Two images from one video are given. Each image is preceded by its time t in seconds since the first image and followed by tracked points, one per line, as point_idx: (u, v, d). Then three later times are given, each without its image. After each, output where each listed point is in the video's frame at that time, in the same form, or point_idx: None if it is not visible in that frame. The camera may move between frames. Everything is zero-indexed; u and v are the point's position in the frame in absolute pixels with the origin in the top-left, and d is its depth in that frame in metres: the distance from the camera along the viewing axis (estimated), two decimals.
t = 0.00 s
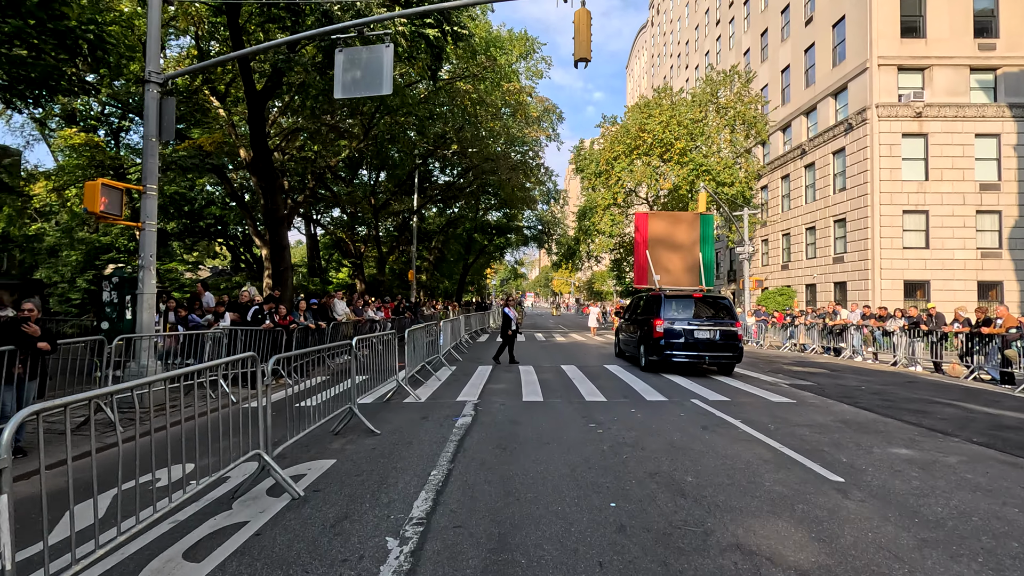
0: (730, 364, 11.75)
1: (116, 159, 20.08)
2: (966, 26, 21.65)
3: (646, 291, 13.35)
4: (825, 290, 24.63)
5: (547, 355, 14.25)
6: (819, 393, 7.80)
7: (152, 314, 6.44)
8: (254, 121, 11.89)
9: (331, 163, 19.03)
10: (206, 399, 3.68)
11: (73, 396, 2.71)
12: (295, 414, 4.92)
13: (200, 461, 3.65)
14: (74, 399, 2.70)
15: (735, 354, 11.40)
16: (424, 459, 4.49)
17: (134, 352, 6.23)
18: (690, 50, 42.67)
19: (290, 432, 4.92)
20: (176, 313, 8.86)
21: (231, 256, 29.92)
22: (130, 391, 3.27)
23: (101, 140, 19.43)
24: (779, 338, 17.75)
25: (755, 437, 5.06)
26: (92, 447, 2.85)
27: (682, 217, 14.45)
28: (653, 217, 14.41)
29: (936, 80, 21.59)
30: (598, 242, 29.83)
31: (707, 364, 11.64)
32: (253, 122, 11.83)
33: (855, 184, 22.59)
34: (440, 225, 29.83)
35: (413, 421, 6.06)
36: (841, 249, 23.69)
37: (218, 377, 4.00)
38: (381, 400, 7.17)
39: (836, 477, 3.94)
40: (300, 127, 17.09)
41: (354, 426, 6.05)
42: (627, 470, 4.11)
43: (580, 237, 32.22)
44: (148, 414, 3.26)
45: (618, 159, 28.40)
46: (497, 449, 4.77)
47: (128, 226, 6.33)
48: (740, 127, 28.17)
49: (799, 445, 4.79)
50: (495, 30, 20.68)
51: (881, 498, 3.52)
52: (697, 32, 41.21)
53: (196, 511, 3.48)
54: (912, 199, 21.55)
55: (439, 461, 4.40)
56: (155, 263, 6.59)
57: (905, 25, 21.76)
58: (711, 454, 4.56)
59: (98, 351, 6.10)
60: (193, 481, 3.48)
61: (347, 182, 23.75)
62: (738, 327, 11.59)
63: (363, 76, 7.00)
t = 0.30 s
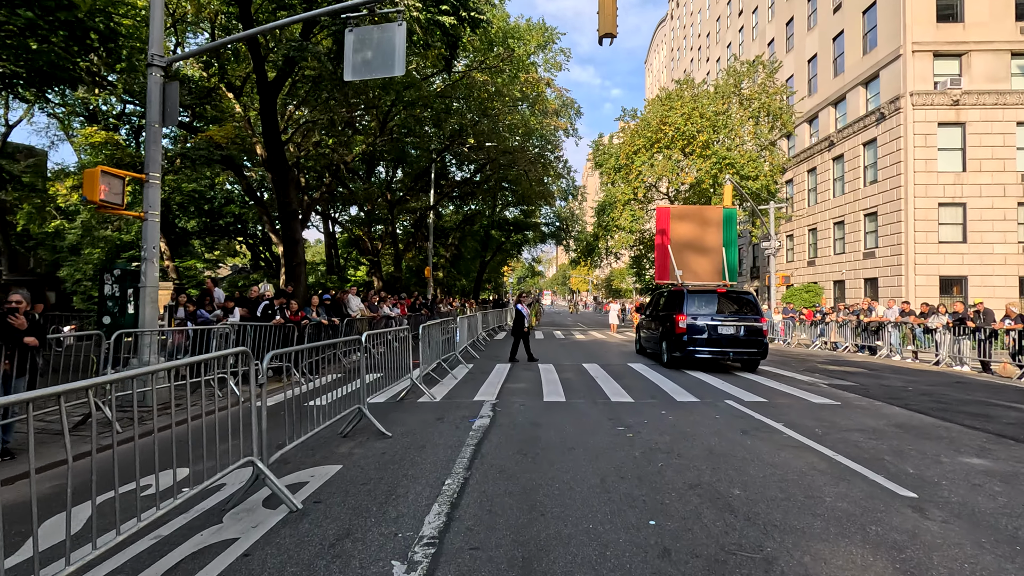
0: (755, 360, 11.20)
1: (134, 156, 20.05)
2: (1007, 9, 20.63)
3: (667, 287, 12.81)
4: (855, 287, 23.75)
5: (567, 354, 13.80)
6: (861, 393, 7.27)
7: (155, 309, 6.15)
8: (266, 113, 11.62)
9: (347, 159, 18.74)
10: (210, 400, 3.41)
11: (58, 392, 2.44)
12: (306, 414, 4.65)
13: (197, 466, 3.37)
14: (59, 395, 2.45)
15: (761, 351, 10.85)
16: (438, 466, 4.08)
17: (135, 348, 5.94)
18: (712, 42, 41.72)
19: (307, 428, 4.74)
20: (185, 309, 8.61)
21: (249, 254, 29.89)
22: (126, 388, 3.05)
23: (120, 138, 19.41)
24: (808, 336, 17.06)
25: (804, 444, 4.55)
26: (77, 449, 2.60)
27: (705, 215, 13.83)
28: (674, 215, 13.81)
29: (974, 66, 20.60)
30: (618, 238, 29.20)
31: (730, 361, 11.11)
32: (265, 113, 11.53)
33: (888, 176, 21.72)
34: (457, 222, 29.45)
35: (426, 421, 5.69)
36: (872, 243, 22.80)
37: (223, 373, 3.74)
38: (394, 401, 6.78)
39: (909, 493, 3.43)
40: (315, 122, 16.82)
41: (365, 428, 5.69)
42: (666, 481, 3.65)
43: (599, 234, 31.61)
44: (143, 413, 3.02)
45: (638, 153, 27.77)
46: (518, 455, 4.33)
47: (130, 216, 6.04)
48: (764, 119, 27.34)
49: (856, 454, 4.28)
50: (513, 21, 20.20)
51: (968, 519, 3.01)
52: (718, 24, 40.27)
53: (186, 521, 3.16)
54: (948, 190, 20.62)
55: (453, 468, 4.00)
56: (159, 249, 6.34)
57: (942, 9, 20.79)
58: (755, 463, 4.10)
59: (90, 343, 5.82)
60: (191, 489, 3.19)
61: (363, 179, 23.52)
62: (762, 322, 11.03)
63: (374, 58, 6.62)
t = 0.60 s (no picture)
0: (780, 361, 10.63)
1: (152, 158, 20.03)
2: None
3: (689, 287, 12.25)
4: (886, 286, 22.89)
5: (587, 355, 13.33)
6: (911, 400, 6.71)
7: (157, 309, 5.87)
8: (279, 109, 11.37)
9: (363, 157, 18.50)
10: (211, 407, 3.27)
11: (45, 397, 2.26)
12: (319, 418, 4.38)
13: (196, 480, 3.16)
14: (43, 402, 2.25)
15: (787, 351, 10.27)
16: (451, 485, 3.66)
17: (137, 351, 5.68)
18: (733, 35, 40.78)
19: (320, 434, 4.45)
20: (194, 309, 8.37)
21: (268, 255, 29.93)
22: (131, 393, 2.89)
23: (138, 139, 19.44)
24: (838, 337, 16.38)
25: (862, 461, 4.05)
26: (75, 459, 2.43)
27: (733, 223, 13.18)
28: (700, 222, 13.20)
29: (1014, 54, 19.63)
30: (638, 236, 28.58)
31: (755, 362, 10.56)
32: (277, 109, 11.25)
33: (922, 170, 20.84)
34: (474, 221, 29.11)
35: (440, 430, 5.30)
36: (904, 240, 21.93)
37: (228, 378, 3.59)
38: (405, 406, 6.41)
39: (999, 526, 2.93)
40: (330, 120, 16.55)
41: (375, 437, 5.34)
42: (712, 507, 3.19)
43: (618, 233, 31.05)
44: (139, 423, 2.79)
45: (659, 150, 27.16)
46: (541, 472, 3.91)
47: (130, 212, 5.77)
48: (790, 112, 26.50)
49: (925, 474, 3.77)
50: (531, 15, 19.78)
51: None
52: (740, 16, 39.33)
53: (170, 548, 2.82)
54: (987, 185, 19.68)
55: (467, 488, 3.59)
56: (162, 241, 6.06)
57: None
58: (809, 483, 3.63)
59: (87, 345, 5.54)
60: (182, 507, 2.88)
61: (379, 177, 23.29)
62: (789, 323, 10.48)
63: (386, 44, 6.26)
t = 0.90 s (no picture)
0: (806, 360, 10.08)
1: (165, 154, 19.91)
2: None
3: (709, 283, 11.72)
4: (917, 282, 22.00)
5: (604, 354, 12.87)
6: (962, 405, 6.15)
7: (151, 305, 5.53)
8: (289, 101, 11.08)
9: (376, 152, 18.17)
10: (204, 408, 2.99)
11: (9, 392, 2.05)
12: (326, 418, 4.15)
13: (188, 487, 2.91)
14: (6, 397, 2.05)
15: (812, 349, 9.72)
16: (459, 502, 3.26)
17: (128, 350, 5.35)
18: (755, 26, 39.79)
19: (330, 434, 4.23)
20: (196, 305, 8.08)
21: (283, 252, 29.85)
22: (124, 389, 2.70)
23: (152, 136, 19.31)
24: (868, 336, 15.67)
25: (925, 477, 3.56)
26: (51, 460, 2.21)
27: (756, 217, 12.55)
28: (725, 226, 12.59)
29: None
30: (656, 232, 27.93)
31: (779, 361, 10.02)
32: (285, 100, 10.94)
33: (955, 161, 19.96)
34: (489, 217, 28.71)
35: (448, 435, 4.90)
36: (936, 235, 21.05)
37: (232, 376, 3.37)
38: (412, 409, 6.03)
39: None
40: (342, 114, 16.23)
41: (378, 441, 5.01)
42: (761, 534, 2.75)
43: (635, 228, 30.42)
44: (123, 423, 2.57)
45: (678, 143, 26.49)
46: (559, 486, 3.49)
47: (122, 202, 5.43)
48: (815, 102, 25.64)
49: (1003, 495, 3.27)
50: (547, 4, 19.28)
51: None
52: (762, 6, 38.33)
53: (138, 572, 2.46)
54: None
55: (477, 505, 3.19)
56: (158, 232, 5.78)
57: None
58: (870, 505, 3.15)
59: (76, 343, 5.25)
60: (157, 525, 2.53)
61: (394, 173, 23.01)
62: (814, 319, 9.90)
63: (392, 23, 5.86)
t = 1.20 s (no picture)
0: (827, 361, 9.53)
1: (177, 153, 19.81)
2: None
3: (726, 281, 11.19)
4: (945, 280, 21.21)
5: (619, 355, 12.39)
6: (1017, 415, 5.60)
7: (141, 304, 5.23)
8: (293, 95, 10.75)
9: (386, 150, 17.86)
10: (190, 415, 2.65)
11: None
12: (325, 423, 3.84)
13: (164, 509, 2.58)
14: None
15: (832, 350, 9.19)
16: (459, 529, 2.84)
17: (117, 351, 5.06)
18: (773, 19, 38.91)
19: (327, 440, 3.91)
20: (194, 304, 7.78)
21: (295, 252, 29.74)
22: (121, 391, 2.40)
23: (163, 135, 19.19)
24: (896, 337, 15.00)
25: (997, 502, 3.09)
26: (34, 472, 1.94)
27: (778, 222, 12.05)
28: (748, 232, 12.08)
29: None
30: (672, 230, 27.34)
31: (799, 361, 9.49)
32: (290, 93, 10.63)
33: (986, 154, 19.16)
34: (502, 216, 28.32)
35: (452, 445, 4.49)
36: (966, 231, 20.25)
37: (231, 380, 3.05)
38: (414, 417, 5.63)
39: None
40: (351, 110, 15.94)
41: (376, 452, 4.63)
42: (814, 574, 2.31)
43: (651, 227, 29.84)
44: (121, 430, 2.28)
45: (694, 139, 25.88)
46: (575, 509, 3.07)
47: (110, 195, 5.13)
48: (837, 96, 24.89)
49: None
50: None
51: None
52: None
53: None
54: None
55: (480, 533, 2.78)
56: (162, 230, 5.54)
57: None
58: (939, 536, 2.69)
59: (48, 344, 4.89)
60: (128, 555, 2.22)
61: (406, 172, 22.72)
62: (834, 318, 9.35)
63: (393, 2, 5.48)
